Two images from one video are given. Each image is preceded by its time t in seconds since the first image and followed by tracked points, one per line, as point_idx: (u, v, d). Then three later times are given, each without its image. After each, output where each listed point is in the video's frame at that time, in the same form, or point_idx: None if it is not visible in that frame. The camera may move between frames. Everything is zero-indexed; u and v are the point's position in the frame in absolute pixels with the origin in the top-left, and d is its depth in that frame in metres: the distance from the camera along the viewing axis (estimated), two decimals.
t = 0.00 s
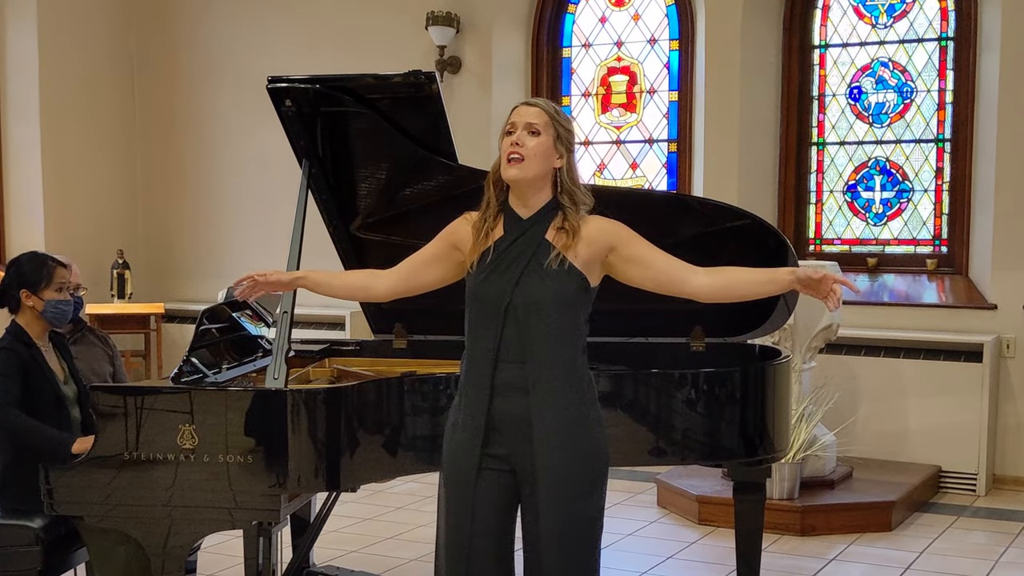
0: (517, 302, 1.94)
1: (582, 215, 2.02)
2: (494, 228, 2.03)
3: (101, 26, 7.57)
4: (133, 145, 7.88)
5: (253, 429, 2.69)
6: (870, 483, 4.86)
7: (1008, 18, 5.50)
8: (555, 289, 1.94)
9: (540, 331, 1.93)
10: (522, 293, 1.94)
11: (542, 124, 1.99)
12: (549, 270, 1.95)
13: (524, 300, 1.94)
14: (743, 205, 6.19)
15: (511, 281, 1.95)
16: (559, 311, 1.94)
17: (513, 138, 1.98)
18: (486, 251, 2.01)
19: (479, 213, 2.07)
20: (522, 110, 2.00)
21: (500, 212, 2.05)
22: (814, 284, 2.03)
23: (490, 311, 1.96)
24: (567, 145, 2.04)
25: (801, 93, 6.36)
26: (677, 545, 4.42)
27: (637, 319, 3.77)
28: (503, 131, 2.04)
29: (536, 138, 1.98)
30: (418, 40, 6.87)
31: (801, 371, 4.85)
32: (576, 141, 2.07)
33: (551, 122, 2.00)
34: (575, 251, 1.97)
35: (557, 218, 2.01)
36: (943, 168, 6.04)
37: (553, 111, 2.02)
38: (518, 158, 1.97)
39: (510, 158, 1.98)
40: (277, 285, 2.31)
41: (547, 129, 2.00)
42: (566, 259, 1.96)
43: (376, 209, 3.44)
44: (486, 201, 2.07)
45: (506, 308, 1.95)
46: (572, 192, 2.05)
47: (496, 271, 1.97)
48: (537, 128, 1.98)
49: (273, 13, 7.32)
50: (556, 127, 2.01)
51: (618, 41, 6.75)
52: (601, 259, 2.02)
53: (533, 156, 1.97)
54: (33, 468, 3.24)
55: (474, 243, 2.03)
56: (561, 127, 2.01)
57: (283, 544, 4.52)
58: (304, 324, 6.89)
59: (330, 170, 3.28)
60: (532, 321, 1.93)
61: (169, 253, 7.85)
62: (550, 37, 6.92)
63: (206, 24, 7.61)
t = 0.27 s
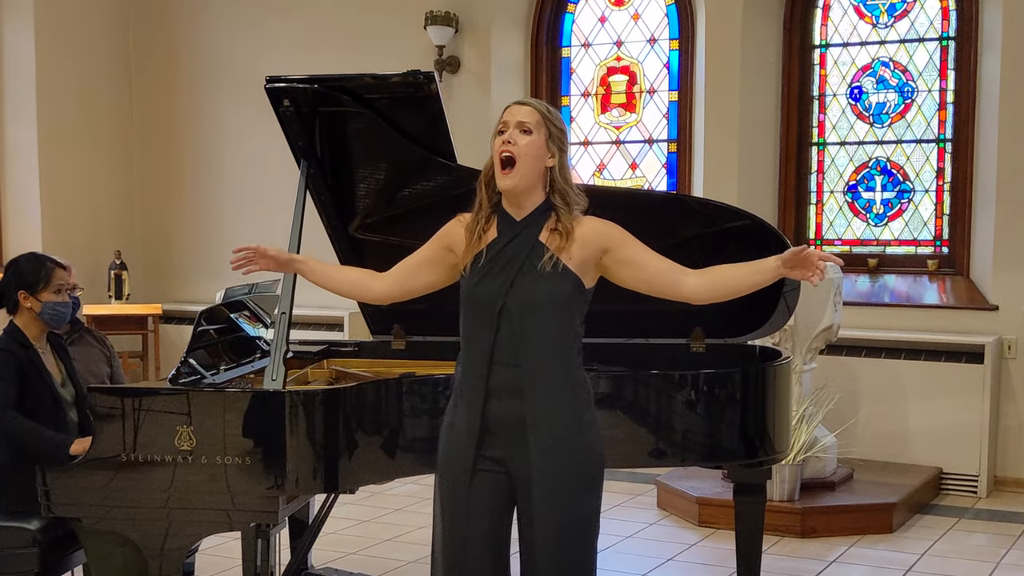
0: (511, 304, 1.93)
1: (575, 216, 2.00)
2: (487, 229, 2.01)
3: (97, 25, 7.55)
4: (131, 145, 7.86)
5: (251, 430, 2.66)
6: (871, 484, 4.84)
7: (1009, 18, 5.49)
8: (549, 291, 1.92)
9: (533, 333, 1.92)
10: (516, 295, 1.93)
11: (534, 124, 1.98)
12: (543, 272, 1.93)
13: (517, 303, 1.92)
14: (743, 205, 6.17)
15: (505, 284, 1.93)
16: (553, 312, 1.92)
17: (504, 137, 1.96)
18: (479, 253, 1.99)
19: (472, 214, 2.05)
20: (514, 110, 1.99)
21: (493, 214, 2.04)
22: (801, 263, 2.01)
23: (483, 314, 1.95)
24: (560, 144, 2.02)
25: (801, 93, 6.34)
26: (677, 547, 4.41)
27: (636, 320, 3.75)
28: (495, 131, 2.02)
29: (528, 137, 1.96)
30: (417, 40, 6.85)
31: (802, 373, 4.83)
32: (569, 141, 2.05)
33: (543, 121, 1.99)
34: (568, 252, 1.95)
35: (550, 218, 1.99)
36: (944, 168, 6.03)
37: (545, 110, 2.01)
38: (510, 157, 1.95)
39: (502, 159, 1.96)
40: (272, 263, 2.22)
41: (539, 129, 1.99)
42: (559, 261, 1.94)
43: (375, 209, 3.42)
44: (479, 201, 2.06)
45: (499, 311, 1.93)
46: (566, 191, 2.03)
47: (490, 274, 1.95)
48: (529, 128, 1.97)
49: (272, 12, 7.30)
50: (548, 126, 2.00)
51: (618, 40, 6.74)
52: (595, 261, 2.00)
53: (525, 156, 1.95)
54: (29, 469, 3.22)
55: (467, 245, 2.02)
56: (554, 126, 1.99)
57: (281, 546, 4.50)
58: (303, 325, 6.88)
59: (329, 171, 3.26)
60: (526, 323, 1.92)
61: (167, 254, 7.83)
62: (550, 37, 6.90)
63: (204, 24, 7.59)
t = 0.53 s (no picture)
0: (502, 307, 1.91)
1: (566, 217, 1.99)
2: (477, 231, 1.99)
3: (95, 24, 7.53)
4: (129, 145, 7.84)
5: (249, 432, 2.64)
6: (871, 486, 4.83)
7: (1010, 18, 5.48)
8: (540, 293, 1.90)
9: (525, 335, 1.90)
10: (507, 299, 1.91)
11: (524, 124, 1.97)
12: (533, 276, 1.91)
13: (508, 305, 1.90)
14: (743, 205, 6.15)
15: (496, 287, 1.92)
16: (544, 314, 1.90)
17: (495, 138, 1.96)
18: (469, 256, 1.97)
19: (462, 216, 2.04)
20: (504, 110, 1.98)
21: (482, 216, 2.03)
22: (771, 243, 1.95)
23: (475, 317, 1.93)
24: (551, 146, 2.02)
25: (802, 93, 6.32)
26: (677, 549, 4.39)
27: (637, 321, 3.73)
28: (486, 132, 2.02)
29: (518, 137, 1.96)
30: (416, 40, 6.84)
31: (802, 374, 4.81)
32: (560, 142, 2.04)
33: (534, 122, 1.98)
34: (558, 253, 1.94)
35: (540, 220, 1.98)
36: (945, 168, 6.01)
37: (535, 111, 2.00)
38: (501, 157, 1.95)
39: (493, 159, 1.96)
40: (272, 244, 2.20)
41: (529, 130, 1.98)
42: (549, 263, 1.93)
43: (374, 209, 3.40)
44: (469, 203, 2.05)
45: (490, 313, 1.91)
46: (556, 193, 2.02)
47: (480, 277, 1.94)
48: (520, 128, 1.96)
49: (270, 11, 7.28)
50: (538, 127, 1.99)
51: (618, 40, 6.72)
52: (585, 263, 1.98)
53: (515, 156, 1.95)
54: (25, 471, 3.20)
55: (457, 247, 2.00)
56: (544, 126, 1.99)
57: (279, 548, 4.48)
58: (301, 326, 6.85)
59: (327, 171, 3.25)
60: (518, 325, 1.90)
61: (165, 254, 7.81)
62: (549, 36, 6.88)
63: (202, 24, 7.57)
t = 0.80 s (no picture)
0: (487, 311, 1.89)
1: (551, 219, 1.97)
2: (462, 232, 1.97)
3: (92, 24, 7.51)
4: (126, 145, 7.82)
5: (247, 433, 2.62)
6: (872, 488, 4.81)
7: (1012, 17, 5.46)
8: (525, 296, 1.89)
9: (510, 338, 1.89)
10: (491, 303, 1.89)
11: (510, 125, 1.95)
12: (517, 279, 1.89)
13: (493, 309, 1.89)
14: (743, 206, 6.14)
15: (480, 291, 1.90)
16: (529, 317, 1.89)
17: (481, 140, 1.94)
18: (454, 257, 1.95)
19: (446, 218, 2.02)
20: (490, 111, 1.96)
21: (467, 217, 2.00)
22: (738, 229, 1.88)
23: (460, 321, 1.91)
24: (537, 146, 2.00)
25: (802, 93, 6.31)
26: (677, 551, 4.37)
27: (637, 322, 3.71)
28: (472, 133, 2.00)
29: (504, 139, 1.94)
30: (415, 39, 6.82)
31: (803, 375, 4.79)
32: (547, 143, 2.03)
33: (520, 123, 1.97)
34: (542, 256, 1.91)
35: (526, 221, 1.96)
36: (946, 169, 6.00)
37: (522, 113, 1.98)
38: (487, 159, 1.93)
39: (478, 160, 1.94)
40: (261, 233, 2.13)
41: (516, 131, 1.97)
42: (533, 266, 1.90)
43: (373, 210, 3.38)
44: (454, 205, 2.03)
45: (475, 317, 1.90)
46: (542, 194, 2.00)
47: (465, 281, 1.92)
48: (506, 129, 1.94)
49: (269, 11, 7.26)
50: (524, 128, 1.97)
51: (618, 39, 6.70)
52: (570, 267, 1.95)
53: (501, 157, 1.93)
54: (21, 473, 3.18)
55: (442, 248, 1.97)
56: (530, 127, 1.97)
57: (277, 550, 4.46)
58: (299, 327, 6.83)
59: (326, 172, 3.23)
60: (503, 329, 1.89)
61: (162, 255, 7.79)
62: (548, 36, 6.86)
63: (200, 23, 7.55)
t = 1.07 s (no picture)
0: (479, 313, 1.87)
1: (542, 218, 1.94)
2: (453, 232, 1.96)
3: (89, 24, 7.49)
4: (123, 146, 7.80)
5: (245, 434, 2.61)
6: (873, 489, 4.79)
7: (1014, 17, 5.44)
8: (517, 297, 1.86)
9: (502, 340, 1.86)
10: (483, 305, 1.87)
11: (499, 125, 1.92)
12: (510, 280, 1.87)
13: (484, 311, 1.86)
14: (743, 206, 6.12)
15: (472, 293, 1.88)
16: (522, 319, 1.87)
17: (470, 140, 1.92)
18: (446, 258, 1.93)
19: (437, 217, 2.00)
20: (478, 111, 1.93)
21: (459, 217, 1.99)
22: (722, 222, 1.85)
23: (451, 323, 1.89)
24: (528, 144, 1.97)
25: (802, 93, 6.29)
26: (677, 553, 4.35)
27: (637, 322, 3.69)
28: (462, 133, 1.97)
29: (493, 139, 1.91)
30: (414, 39, 6.80)
31: (803, 377, 4.77)
32: (538, 141, 1.99)
33: (509, 122, 1.93)
34: (534, 255, 1.89)
35: (517, 221, 1.93)
36: (947, 169, 5.99)
37: (511, 110, 1.95)
38: (476, 160, 1.90)
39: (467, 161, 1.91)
40: (248, 234, 2.09)
41: (505, 130, 1.93)
42: (525, 266, 1.88)
43: (372, 210, 3.36)
44: (443, 205, 2.00)
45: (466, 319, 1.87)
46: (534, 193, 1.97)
47: (456, 282, 1.89)
48: (494, 129, 1.91)
49: (267, 10, 7.24)
50: (514, 127, 1.94)
51: (617, 39, 6.68)
52: (561, 267, 1.91)
53: (490, 158, 1.90)
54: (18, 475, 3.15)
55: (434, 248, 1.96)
56: (520, 126, 1.94)
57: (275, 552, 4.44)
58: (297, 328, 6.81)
59: (324, 172, 3.21)
60: (494, 330, 1.86)
61: (161, 256, 7.77)
62: (547, 36, 6.85)
63: (198, 23, 7.53)
